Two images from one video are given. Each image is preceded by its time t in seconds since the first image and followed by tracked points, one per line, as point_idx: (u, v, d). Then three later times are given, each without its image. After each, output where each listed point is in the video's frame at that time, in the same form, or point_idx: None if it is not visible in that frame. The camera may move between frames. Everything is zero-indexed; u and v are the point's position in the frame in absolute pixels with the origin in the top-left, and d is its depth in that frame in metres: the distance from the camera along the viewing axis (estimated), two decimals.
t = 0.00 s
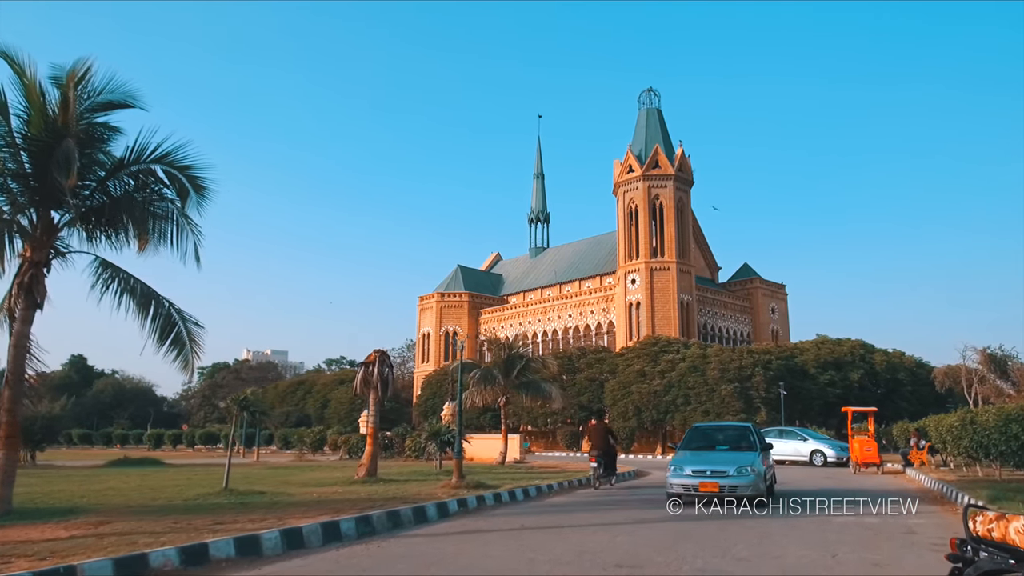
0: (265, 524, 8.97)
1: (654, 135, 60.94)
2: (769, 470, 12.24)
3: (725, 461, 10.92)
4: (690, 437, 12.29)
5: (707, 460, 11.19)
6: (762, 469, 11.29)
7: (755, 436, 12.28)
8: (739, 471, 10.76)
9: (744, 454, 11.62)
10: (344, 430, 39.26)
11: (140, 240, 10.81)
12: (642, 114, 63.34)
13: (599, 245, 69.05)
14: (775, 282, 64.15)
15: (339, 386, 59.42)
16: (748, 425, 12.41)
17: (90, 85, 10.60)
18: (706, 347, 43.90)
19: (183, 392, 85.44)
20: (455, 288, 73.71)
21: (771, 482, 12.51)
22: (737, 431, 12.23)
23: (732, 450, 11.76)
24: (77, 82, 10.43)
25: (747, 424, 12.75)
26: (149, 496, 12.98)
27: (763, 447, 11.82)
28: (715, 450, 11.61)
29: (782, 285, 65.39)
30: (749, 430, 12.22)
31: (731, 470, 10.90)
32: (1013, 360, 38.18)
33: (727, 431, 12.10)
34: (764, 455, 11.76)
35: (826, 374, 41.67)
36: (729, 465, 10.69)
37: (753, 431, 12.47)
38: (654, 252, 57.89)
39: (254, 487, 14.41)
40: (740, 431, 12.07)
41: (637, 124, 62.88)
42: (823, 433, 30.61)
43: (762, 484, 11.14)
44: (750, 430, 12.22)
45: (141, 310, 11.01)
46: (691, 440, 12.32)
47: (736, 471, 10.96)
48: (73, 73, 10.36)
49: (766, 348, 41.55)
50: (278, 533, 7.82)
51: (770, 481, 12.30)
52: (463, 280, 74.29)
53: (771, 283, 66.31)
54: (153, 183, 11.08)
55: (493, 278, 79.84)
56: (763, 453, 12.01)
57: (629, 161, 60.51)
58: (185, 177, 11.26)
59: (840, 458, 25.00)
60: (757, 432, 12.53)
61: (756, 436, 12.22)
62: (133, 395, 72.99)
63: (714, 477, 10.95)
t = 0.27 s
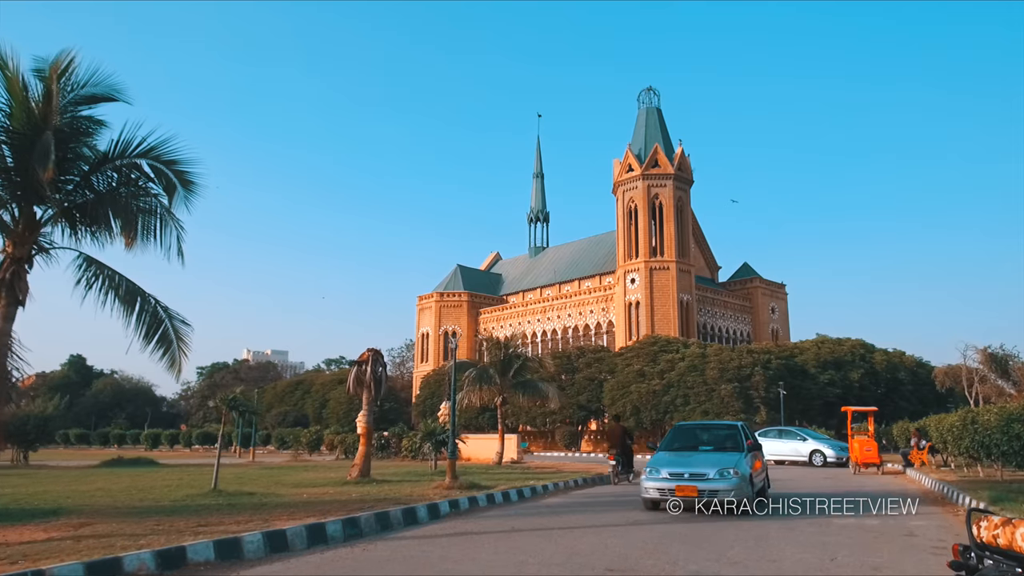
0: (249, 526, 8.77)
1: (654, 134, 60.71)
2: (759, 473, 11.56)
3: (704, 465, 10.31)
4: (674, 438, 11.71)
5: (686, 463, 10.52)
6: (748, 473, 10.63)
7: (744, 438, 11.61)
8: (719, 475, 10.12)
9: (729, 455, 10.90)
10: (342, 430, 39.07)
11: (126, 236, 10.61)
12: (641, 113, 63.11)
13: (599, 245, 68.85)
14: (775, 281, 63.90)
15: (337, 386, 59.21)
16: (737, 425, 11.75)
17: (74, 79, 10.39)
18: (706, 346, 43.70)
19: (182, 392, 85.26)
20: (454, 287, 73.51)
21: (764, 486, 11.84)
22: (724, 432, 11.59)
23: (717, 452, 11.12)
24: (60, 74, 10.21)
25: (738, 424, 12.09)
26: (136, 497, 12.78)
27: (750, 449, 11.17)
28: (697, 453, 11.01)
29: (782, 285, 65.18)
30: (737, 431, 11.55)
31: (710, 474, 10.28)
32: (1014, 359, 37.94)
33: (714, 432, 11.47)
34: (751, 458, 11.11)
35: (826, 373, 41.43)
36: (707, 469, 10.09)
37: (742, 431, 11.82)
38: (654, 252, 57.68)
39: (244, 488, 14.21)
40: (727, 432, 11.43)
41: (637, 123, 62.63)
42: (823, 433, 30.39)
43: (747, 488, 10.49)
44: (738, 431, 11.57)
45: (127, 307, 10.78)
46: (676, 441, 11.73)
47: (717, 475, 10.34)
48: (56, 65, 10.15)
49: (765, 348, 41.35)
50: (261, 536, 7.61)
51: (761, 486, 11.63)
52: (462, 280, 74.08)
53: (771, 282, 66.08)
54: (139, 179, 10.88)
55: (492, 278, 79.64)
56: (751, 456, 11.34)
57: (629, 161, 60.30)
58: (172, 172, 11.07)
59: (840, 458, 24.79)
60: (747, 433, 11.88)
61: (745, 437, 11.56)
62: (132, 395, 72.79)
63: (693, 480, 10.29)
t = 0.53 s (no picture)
0: (236, 530, 8.55)
1: (654, 133, 60.50)
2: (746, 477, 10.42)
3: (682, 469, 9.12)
4: (652, 437, 10.53)
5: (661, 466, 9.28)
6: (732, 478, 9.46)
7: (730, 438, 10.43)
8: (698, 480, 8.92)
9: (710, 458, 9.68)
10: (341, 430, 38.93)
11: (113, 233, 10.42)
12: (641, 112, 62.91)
13: (598, 245, 68.64)
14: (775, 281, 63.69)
15: (336, 386, 59.04)
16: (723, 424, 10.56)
17: (60, 73, 10.20)
18: (706, 346, 43.45)
19: (182, 392, 85.12)
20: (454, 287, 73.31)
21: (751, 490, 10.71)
22: (708, 430, 10.42)
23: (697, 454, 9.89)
24: (45, 69, 10.02)
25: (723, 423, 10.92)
26: (126, 498, 12.57)
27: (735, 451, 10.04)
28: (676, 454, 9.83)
29: (782, 285, 64.94)
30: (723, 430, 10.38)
31: (689, 479, 9.10)
32: (1016, 359, 37.71)
33: (697, 431, 10.27)
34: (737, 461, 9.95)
35: (827, 373, 41.22)
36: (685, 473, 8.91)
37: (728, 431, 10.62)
38: (654, 251, 57.48)
39: (236, 490, 14.01)
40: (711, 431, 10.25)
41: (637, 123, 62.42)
42: (823, 433, 30.16)
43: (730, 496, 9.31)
44: (724, 431, 10.39)
45: (114, 306, 10.57)
46: (654, 439, 10.56)
47: (697, 480, 9.18)
48: (41, 59, 9.95)
49: (765, 348, 41.12)
50: (246, 540, 7.40)
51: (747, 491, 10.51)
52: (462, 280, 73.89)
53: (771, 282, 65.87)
54: (127, 175, 10.69)
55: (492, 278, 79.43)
56: (737, 459, 10.17)
57: (628, 160, 60.08)
58: (160, 168, 10.89)
59: (840, 459, 24.57)
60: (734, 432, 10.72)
61: (731, 437, 10.39)
62: (132, 396, 72.65)
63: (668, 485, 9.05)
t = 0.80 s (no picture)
0: (222, 530, 8.35)
1: (653, 132, 60.25)
2: (731, 481, 9.11)
3: (655, 473, 7.74)
4: (625, 434, 9.13)
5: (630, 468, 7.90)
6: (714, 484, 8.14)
7: (714, 438, 9.09)
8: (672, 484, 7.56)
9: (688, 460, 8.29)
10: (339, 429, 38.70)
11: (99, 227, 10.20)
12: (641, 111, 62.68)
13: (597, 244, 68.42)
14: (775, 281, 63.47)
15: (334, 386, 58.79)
16: (707, 420, 9.23)
17: (44, 64, 9.99)
18: (706, 345, 43.18)
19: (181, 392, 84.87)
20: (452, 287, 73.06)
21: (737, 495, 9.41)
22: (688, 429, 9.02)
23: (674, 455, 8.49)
24: (29, 59, 9.80)
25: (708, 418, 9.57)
26: (113, 499, 12.32)
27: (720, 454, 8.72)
28: (651, 454, 8.44)
29: (782, 284, 64.73)
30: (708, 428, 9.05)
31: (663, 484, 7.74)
32: (1017, 359, 37.50)
33: (676, 429, 8.91)
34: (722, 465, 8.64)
35: (827, 372, 41.05)
36: (658, 481, 7.57)
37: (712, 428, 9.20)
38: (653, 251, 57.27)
39: (227, 490, 13.78)
40: (693, 430, 8.90)
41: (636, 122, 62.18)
42: (823, 433, 29.94)
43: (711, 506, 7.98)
44: (708, 429, 9.05)
45: (100, 302, 10.34)
46: (628, 436, 9.17)
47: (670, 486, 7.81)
48: (25, 49, 9.73)
49: (765, 347, 40.89)
50: (230, 542, 7.18)
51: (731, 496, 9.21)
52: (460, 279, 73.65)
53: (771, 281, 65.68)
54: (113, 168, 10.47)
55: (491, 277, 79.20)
56: (722, 461, 8.86)
57: (628, 159, 59.84)
58: (147, 161, 10.66)
59: (841, 459, 24.35)
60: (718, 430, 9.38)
61: (714, 436, 9.01)
62: (130, 395, 72.35)
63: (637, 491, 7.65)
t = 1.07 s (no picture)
0: (209, 534, 8.15)
1: (653, 131, 60.02)
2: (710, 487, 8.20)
3: (617, 481, 6.82)
4: (592, 435, 8.22)
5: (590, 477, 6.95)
6: (687, 491, 7.23)
7: (692, 439, 8.18)
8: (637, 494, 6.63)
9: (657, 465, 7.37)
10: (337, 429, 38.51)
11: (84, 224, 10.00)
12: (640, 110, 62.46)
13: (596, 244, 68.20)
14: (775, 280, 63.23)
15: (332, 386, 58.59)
16: (683, 419, 8.33)
17: (28, 59, 9.80)
18: (705, 345, 42.93)
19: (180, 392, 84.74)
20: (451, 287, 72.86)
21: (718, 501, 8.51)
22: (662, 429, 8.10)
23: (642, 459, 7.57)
24: (12, 53, 9.61)
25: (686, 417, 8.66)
26: (101, 501, 12.11)
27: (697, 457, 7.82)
28: (617, 459, 7.54)
29: (782, 284, 64.51)
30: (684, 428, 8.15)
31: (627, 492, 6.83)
32: (1018, 358, 37.26)
33: (648, 429, 8.01)
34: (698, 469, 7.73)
35: (827, 372, 40.84)
36: (620, 490, 6.67)
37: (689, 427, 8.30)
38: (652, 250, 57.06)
39: (219, 492, 13.57)
40: (667, 431, 8.00)
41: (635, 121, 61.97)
42: (823, 433, 29.73)
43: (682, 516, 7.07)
44: (684, 429, 8.14)
45: (86, 301, 10.12)
46: (594, 437, 8.27)
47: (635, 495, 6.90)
48: (7, 43, 9.52)
49: (765, 347, 40.68)
50: (214, 548, 6.95)
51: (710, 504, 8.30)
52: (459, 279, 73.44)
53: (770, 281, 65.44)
54: (99, 164, 10.27)
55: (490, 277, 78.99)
56: (700, 465, 7.95)
57: (627, 159, 59.62)
58: (135, 157, 10.47)
59: (841, 459, 24.13)
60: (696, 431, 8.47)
61: (691, 438, 8.11)
62: (129, 395, 72.13)
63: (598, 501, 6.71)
